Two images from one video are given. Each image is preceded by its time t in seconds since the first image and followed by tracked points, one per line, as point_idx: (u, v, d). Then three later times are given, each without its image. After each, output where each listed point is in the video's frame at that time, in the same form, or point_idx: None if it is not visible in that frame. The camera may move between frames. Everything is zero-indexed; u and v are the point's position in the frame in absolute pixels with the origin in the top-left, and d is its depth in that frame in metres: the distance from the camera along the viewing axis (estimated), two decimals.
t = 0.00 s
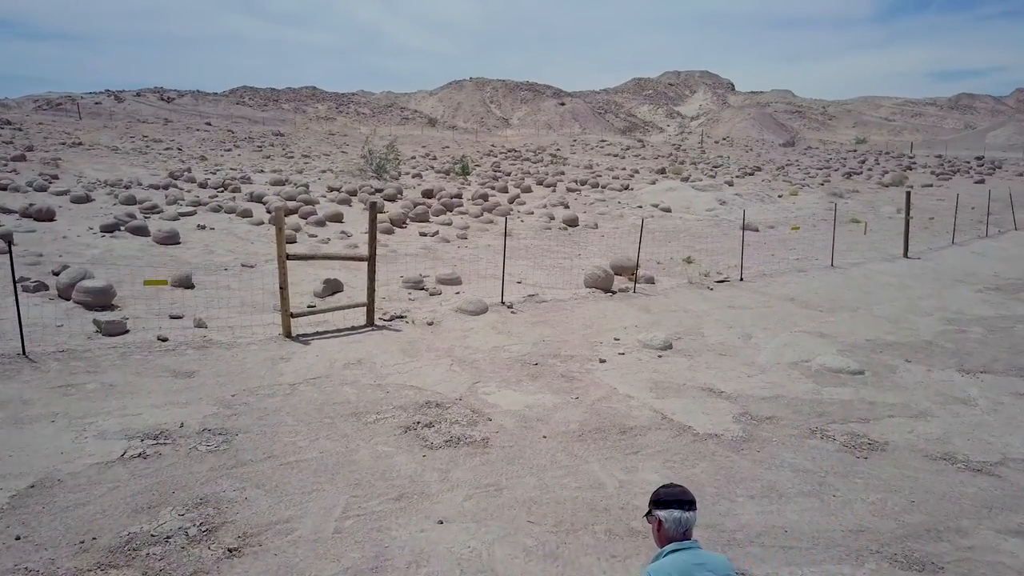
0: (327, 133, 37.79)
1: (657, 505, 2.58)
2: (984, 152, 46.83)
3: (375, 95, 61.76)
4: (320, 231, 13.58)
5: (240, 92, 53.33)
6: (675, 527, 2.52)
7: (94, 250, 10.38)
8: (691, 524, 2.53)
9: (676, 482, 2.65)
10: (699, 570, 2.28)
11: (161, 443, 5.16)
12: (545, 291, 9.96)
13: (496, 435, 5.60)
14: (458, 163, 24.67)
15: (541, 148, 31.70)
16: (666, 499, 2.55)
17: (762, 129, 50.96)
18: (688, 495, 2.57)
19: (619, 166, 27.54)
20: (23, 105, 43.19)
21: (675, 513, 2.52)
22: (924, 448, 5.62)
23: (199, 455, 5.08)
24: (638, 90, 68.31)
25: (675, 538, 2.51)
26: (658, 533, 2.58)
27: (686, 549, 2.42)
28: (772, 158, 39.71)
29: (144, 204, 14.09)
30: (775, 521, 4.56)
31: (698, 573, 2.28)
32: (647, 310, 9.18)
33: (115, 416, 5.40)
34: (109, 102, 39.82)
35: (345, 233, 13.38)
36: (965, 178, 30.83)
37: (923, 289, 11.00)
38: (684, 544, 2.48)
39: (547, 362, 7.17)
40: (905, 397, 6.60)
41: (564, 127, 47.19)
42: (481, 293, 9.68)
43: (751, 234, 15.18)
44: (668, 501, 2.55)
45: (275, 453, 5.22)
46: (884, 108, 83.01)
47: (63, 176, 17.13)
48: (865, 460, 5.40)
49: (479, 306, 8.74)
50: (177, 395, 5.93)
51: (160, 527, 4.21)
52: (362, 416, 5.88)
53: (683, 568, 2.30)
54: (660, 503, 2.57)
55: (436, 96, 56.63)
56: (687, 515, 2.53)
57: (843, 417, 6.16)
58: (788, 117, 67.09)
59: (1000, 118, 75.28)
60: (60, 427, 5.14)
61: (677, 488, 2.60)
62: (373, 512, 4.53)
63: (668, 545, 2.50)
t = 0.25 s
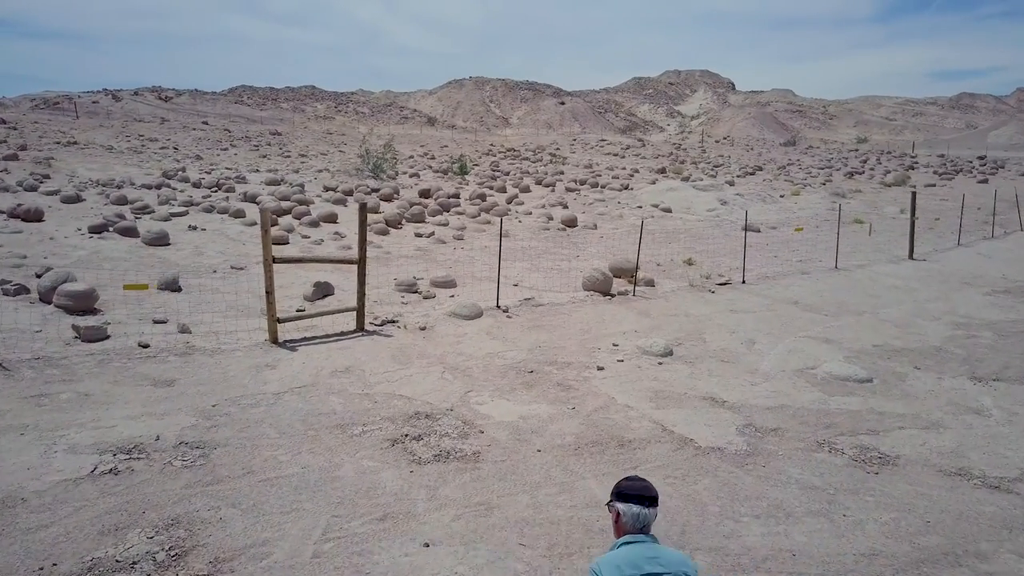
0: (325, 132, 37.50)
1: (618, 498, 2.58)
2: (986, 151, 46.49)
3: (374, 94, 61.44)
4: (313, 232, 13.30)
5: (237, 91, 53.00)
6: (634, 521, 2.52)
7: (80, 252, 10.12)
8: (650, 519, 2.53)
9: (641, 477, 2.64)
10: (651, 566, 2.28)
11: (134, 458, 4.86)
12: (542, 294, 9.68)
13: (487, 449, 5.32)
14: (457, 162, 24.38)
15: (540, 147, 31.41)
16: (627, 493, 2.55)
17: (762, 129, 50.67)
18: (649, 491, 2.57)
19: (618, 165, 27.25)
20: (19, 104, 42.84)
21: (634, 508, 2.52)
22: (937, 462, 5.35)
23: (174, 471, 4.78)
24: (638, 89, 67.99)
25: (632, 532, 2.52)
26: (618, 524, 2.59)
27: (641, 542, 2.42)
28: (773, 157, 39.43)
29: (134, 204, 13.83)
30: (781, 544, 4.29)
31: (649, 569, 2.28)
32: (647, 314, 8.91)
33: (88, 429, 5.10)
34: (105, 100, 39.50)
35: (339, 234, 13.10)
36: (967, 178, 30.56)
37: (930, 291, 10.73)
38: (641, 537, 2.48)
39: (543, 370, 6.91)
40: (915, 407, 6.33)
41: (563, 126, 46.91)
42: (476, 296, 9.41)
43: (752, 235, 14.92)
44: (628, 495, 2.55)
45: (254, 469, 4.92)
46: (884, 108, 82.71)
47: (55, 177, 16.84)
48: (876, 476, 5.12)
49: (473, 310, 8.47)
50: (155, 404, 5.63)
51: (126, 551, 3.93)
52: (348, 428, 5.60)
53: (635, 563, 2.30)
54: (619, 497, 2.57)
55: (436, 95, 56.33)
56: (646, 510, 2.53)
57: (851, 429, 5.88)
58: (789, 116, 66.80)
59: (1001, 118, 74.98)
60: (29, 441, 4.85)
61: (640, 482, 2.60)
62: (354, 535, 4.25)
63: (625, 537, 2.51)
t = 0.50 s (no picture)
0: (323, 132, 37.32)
1: (590, 498, 2.63)
2: (988, 151, 46.31)
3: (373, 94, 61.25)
4: (308, 233, 13.10)
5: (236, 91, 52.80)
6: (604, 523, 2.57)
7: (70, 253, 9.93)
8: (620, 520, 2.58)
9: (614, 479, 2.69)
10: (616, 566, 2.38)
11: (115, 467, 4.62)
12: (540, 296, 9.51)
13: (480, 458, 5.15)
14: (455, 162, 24.19)
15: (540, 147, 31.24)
16: (599, 496, 2.59)
17: (763, 128, 50.48)
18: (620, 494, 2.60)
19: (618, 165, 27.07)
20: (16, 103, 42.61)
21: (604, 511, 2.57)
22: (946, 472, 5.17)
23: (155, 481, 4.54)
24: (638, 89, 67.79)
25: (601, 531, 2.57)
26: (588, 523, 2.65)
27: (607, 542, 2.50)
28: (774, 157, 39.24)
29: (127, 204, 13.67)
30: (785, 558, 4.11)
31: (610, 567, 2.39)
32: (646, 317, 8.74)
33: (67, 437, 4.88)
34: (103, 100, 39.30)
35: (334, 235, 12.91)
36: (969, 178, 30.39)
37: (934, 293, 10.56)
38: (610, 538, 2.54)
39: (539, 375, 6.73)
40: (922, 414, 6.15)
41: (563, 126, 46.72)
42: (472, 298, 9.23)
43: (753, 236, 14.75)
44: (598, 497, 2.59)
45: (238, 479, 4.68)
46: (884, 108, 82.54)
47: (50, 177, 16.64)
48: (883, 487, 4.95)
49: (469, 313, 8.29)
50: (138, 410, 5.41)
51: (100, 568, 3.70)
52: (338, 436, 5.40)
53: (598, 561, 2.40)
54: (591, 498, 2.61)
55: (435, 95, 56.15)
56: (616, 513, 2.57)
57: (856, 436, 5.71)
58: (789, 116, 66.62)
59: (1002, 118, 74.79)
60: (5, 450, 4.64)
61: (613, 485, 2.63)
62: (341, 550, 4.06)
63: (593, 535, 2.57)
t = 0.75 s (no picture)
0: (354, 131, 37.59)
1: (599, 462, 2.53)
2: None
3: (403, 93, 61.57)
4: (337, 232, 13.12)
5: (269, 91, 53.52)
6: (613, 487, 2.49)
7: (105, 251, 10.08)
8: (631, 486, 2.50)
9: (622, 443, 2.58)
10: (627, 530, 2.38)
11: (143, 466, 4.56)
12: (570, 297, 9.35)
13: (508, 462, 5.04)
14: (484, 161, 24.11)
15: (569, 147, 31.02)
16: (608, 462, 2.48)
17: (796, 128, 49.56)
18: (632, 460, 2.51)
19: (648, 165, 26.76)
20: (58, 103, 43.72)
21: (613, 478, 2.48)
22: (996, 486, 4.91)
23: (182, 481, 4.47)
24: (669, 88, 67.07)
25: (610, 495, 2.50)
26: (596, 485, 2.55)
27: (618, 506, 2.47)
28: (808, 157, 38.45)
29: (160, 203, 13.86)
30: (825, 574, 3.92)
31: (621, 528, 2.39)
32: (678, 320, 8.53)
33: (97, 436, 4.85)
34: (140, 99, 40.12)
35: (364, 234, 12.91)
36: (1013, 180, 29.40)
37: (979, 298, 10.16)
38: (620, 503, 2.48)
39: (569, 378, 6.59)
40: (969, 424, 5.87)
41: (592, 125, 46.42)
42: (501, 299, 9.12)
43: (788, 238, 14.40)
44: (611, 462, 2.49)
45: (265, 480, 4.61)
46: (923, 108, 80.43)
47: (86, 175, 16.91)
48: (927, 500, 4.71)
49: (497, 314, 8.18)
50: (167, 409, 5.39)
51: (127, 570, 3.62)
52: (364, 437, 5.31)
53: (608, 523, 2.40)
54: (602, 464, 2.51)
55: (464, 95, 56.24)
56: (628, 479, 2.49)
57: (899, 447, 5.46)
58: (824, 116, 65.31)
59: None
60: (37, 447, 4.62)
61: (622, 451, 2.53)
62: (367, 556, 3.97)
63: (600, 498, 2.51)
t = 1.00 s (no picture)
0: (417, 131, 38.13)
1: (628, 452, 2.36)
2: None
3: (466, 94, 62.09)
4: (400, 232, 13.21)
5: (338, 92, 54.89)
6: (644, 476, 2.32)
7: (178, 249, 10.45)
8: (663, 475, 2.33)
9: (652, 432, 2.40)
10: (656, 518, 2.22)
11: (203, 460, 4.46)
12: (631, 301, 9.10)
13: (562, 467, 4.89)
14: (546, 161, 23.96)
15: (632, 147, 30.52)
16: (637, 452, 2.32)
17: (873, 128, 47.40)
18: (665, 448, 2.34)
19: (714, 165, 26.08)
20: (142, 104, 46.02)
21: (643, 467, 2.31)
22: None
23: (240, 476, 4.35)
24: (737, 87, 65.30)
25: (641, 483, 2.33)
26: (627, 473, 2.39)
27: (649, 496, 2.30)
28: (884, 158, 36.69)
29: (230, 201, 14.35)
30: None
31: (651, 520, 2.23)
32: (744, 326, 8.16)
33: (161, 429, 4.73)
34: (216, 100, 41.80)
35: (425, 233, 12.97)
36: None
37: None
38: (651, 492, 2.32)
39: (628, 384, 6.37)
40: None
41: (656, 126, 45.64)
42: (560, 300, 8.98)
43: (860, 242, 13.72)
44: (643, 450, 2.32)
45: (320, 478, 4.47)
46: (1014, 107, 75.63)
47: (163, 173, 17.45)
48: (1008, 522, 4.31)
49: (555, 316, 8.02)
50: (229, 399, 5.37)
51: (182, 562, 3.51)
52: (419, 437, 5.16)
53: (637, 515, 2.24)
54: (634, 452, 2.35)
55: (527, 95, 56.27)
56: (659, 467, 2.32)
57: (980, 463, 5.05)
58: (903, 116, 62.26)
59: None
60: (103, 439, 4.48)
61: (651, 440, 2.35)
62: (419, 560, 3.81)
63: (630, 487, 2.35)
